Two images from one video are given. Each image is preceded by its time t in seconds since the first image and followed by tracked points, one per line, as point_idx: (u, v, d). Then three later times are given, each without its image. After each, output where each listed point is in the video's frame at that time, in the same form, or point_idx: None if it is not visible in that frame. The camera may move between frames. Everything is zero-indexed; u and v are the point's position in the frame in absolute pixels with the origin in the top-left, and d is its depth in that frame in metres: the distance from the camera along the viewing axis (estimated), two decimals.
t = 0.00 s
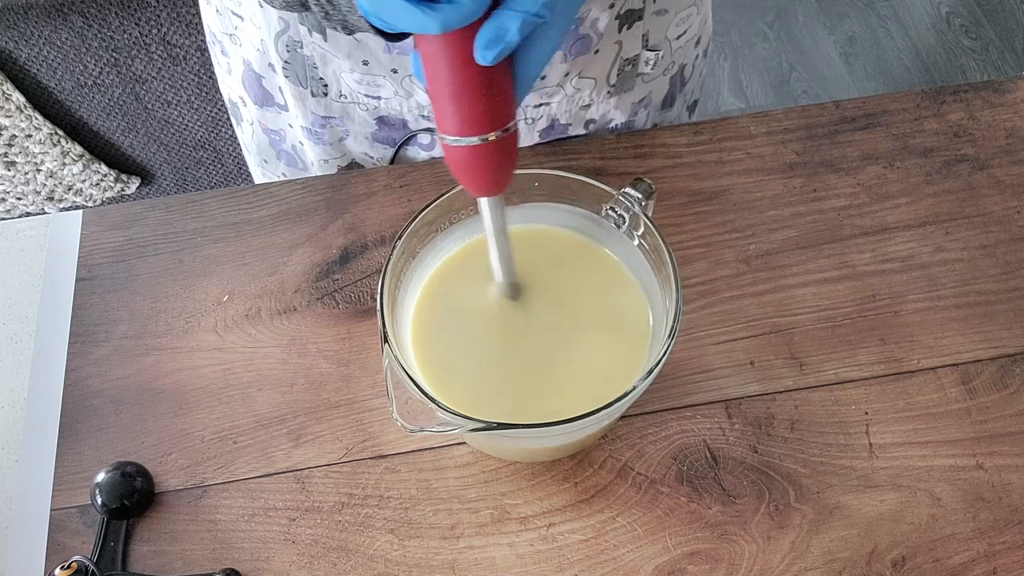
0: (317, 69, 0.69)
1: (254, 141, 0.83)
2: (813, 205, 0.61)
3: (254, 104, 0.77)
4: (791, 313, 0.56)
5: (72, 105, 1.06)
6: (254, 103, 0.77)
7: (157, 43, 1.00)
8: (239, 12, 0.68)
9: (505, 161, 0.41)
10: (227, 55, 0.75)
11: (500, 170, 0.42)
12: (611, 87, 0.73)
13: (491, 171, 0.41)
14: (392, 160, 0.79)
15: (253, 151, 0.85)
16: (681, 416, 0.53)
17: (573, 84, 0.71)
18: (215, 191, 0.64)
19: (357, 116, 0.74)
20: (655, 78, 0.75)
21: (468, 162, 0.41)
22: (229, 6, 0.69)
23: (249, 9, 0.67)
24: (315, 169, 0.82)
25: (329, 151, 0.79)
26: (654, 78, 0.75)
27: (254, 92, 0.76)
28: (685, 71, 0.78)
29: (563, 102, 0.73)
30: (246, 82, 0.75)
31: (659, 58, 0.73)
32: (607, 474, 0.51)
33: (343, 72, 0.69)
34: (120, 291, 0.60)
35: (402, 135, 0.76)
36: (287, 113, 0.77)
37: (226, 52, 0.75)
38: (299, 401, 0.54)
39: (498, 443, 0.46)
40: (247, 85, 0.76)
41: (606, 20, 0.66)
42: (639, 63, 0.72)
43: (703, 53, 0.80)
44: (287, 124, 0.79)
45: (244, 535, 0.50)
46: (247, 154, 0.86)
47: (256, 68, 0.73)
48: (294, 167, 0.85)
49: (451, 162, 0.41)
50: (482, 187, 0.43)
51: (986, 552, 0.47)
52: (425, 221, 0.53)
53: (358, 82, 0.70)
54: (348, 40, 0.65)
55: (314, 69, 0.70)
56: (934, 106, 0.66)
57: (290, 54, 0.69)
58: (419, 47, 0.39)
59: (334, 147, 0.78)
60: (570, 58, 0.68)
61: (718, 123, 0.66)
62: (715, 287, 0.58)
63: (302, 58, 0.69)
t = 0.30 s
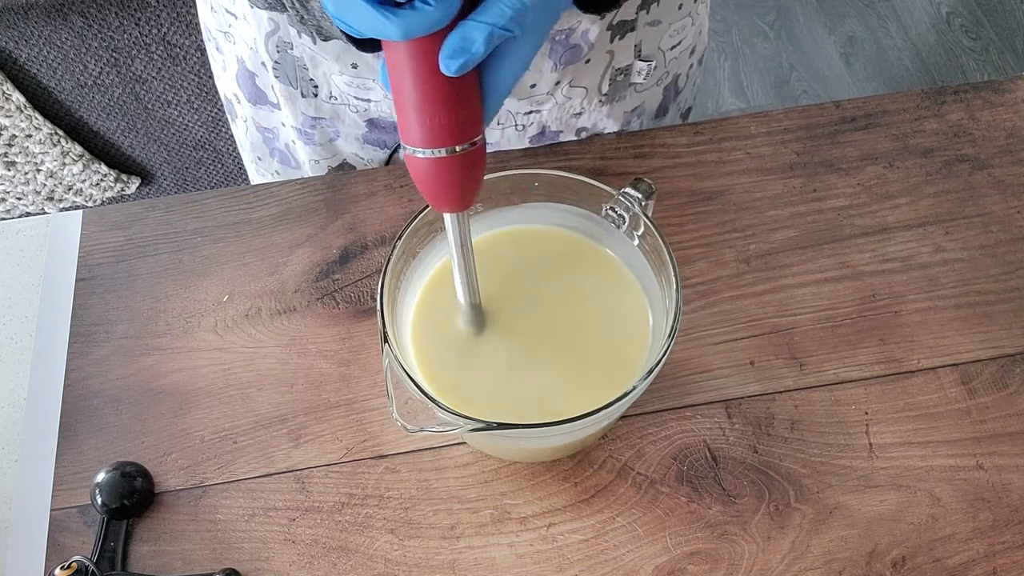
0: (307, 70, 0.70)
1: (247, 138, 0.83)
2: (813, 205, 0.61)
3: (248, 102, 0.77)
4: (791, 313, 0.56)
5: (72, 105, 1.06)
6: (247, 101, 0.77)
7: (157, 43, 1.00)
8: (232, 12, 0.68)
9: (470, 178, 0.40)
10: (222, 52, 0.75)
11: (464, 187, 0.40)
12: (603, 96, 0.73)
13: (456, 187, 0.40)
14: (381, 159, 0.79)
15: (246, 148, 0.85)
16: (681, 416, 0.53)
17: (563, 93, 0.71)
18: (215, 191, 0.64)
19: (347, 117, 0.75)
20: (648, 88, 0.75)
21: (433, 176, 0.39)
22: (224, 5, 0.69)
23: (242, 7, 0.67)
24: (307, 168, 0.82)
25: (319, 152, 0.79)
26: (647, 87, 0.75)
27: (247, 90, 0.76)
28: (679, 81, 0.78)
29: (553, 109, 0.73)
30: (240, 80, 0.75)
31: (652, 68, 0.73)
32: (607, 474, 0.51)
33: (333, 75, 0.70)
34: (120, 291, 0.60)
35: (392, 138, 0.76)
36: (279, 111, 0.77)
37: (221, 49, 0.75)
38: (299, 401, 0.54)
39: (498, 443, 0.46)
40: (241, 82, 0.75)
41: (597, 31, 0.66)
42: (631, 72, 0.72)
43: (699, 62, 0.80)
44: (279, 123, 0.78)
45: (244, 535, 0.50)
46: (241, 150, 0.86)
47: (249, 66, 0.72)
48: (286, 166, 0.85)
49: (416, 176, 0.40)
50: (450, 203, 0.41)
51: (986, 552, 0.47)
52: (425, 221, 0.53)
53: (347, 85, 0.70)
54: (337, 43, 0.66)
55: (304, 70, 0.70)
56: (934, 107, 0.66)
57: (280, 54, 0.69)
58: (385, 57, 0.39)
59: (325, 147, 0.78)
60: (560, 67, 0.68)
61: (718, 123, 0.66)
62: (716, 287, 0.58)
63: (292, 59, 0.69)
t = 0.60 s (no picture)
0: (329, 82, 0.70)
1: (258, 156, 0.83)
2: (813, 205, 0.61)
3: (259, 120, 0.77)
4: (791, 313, 0.56)
5: (72, 105, 1.06)
6: (258, 119, 0.77)
7: (157, 43, 1.00)
8: (244, 29, 0.68)
9: (540, 170, 0.42)
10: (232, 71, 0.75)
11: (535, 179, 0.43)
12: (620, 86, 0.73)
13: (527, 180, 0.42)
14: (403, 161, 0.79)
15: (258, 166, 0.85)
16: (681, 417, 0.53)
17: (584, 84, 0.71)
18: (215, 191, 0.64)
19: (368, 126, 0.74)
20: (662, 75, 0.75)
21: (508, 172, 0.42)
22: (236, 23, 0.69)
23: (257, 27, 0.67)
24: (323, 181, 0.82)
25: (340, 163, 0.79)
26: (661, 74, 0.75)
27: (258, 108, 0.76)
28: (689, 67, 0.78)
29: (574, 102, 0.73)
30: (250, 99, 0.75)
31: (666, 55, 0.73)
32: (607, 474, 0.51)
33: (355, 85, 0.70)
34: (121, 291, 0.60)
35: (415, 142, 0.75)
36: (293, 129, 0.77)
37: (231, 68, 0.75)
38: (299, 401, 0.54)
39: (497, 443, 0.46)
40: (252, 101, 0.76)
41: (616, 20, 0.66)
42: (646, 60, 0.72)
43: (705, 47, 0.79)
44: (292, 139, 0.78)
45: (244, 535, 0.50)
46: (253, 169, 0.86)
47: (260, 85, 0.73)
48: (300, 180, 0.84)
49: (488, 172, 0.43)
50: (523, 197, 0.44)
51: (986, 552, 0.47)
52: (425, 221, 0.53)
53: (371, 94, 0.71)
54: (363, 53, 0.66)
55: (326, 83, 0.70)
56: (934, 107, 0.66)
57: (301, 70, 0.69)
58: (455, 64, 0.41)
59: (345, 158, 0.78)
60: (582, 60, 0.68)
61: (719, 123, 0.66)
62: (716, 287, 0.58)
63: (313, 73, 0.69)
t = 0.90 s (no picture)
0: (327, 84, 0.70)
1: (258, 158, 0.83)
2: (813, 205, 0.61)
3: (258, 122, 0.77)
4: (791, 313, 0.56)
5: (72, 105, 1.06)
6: (257, 121, 0.77)
7: (157, 43, 1.00)
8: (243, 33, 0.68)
9: (539, 176, 0.42)
10: (231, 74, 0.75)
11: (533, 185, 0.42)
12: (619, 85, 0.73)
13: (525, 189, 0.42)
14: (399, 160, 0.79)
15: (257, 168, 0.85)
16: (681, 417, 0.53)
17: (582, 84, 0.71)
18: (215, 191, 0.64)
19: (367, 127, 0.74)
20: (662, 74, 0.75)
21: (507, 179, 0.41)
22: (233, 26, 0.69)
23: (255, 29, 0.67)
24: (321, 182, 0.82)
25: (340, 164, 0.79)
26: (660, 73, 0.75)
27: (257, 111, 0.76)
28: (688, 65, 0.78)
29: (573, 102, 0.73)
30: (249, 101, 0.76)
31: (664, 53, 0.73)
32: (606, 474, 0.51)
33: (354, 86, 0.70)
34: (120, 291, 0.60)
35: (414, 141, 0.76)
36: (293, 130, 0.77)
37: (229, 71, 0.75)
38: (299, 401, 0.54)
39: (498, 443, 0.46)
40: (250, 104, 0.76)
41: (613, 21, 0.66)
42: (645, 59, 0.72)
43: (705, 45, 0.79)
44: (291, 141, 0.78)
45: (244, 535, 0.50)
46: (251, 170, 0.86)
47: (259, 87, 0.73)
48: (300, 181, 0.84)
49: (483, 177, 0.42)
50: (521, 203, 0.43)
51: (986, 552, 0.47)
52: (425, 221, 0.53)
53: (369, 95, 0.70)
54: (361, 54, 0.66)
55: (324, 85, 0.70)
56: (934, 106, 0.66)
57: (299, 71, 0.69)
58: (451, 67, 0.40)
59: (344, 159, 0.78)
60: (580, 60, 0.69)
61: (719, 123, 0.66)
62: (716, 287, 0.58)
63: (312, 75, 0.69)
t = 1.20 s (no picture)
0: (308, 79, 0.70)
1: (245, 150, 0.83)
2: (813, 205, 0.61)
3: (244, 114, 0.77)
4: (791, 313, 0.56)
5: (72, 105, 1.06)
6: (244, 113, 0.77)
7: (157, 43, 1.00)
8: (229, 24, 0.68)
9: (482, 191, 0.40)
10: (218, 65, 0.75)
11: (476, 200, 0.40)
12: (603, 95, 0.73)
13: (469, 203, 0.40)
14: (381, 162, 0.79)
15: (243, 160, 0.85)
16: (681, 417, 0.53)
17: (565, 94, 0.71)
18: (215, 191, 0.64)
19: (347, 124, 0.75)
20: (648, 85, 0.75)
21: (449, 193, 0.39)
22: (220, 17, 0.69)
23: (238, 20, 0.67)
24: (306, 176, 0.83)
25: (320, 160, 0.79)
26: (647, 85, 0.75)
27: (243, 102, 0.76)
28: (678, 77, 0.78)
29: (554, 111, 0.73)
30: (236, 92, 0.75)
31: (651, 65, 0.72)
32: (607, 474, 0.51)
33: (333, 83, 0.70)
34: (120, 291, 0.60)
35: (395, 141, 0.76)
36: (278, 123, 0.77)
37: (216, 62, 0.75)
38: (300, 401, 0.54)
39: (498, 443, 0.46)
40: (237, 95, 0.75)
41: (597, 32, 0.66)
42: (631, 70, 0.72)
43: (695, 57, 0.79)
44: (277, 134, 0.79)
45: (244, 535, 0.50)
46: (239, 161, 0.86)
47: (245, 79, 0.72)
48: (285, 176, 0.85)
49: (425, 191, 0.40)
50: (464, 216, 0.41)
51: (986, 552, 0.47)
52: (425, 221, 0.52)
53: (348, 93, 0.70)
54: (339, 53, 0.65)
55: (304, 79, 0.70)
56: (934, 107, 0.66)
57: (280, 65, 0.69)
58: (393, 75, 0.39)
59: (325, 155, 0.79)
60: (561, 69, 0.68)
61: (719, 123, 0.66)
62: (716, 287, 0.58)
63: (292, 69, 0.69)
